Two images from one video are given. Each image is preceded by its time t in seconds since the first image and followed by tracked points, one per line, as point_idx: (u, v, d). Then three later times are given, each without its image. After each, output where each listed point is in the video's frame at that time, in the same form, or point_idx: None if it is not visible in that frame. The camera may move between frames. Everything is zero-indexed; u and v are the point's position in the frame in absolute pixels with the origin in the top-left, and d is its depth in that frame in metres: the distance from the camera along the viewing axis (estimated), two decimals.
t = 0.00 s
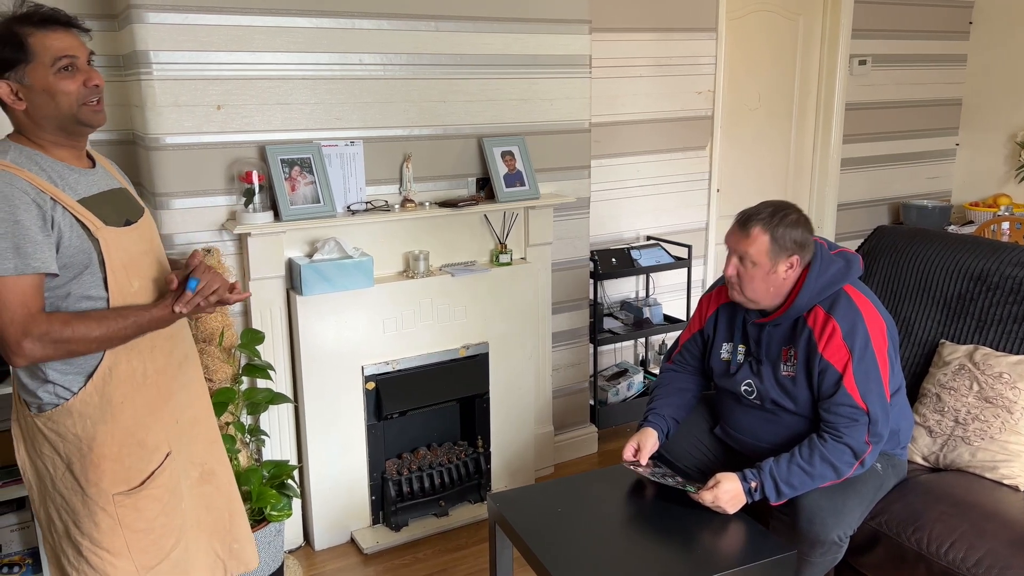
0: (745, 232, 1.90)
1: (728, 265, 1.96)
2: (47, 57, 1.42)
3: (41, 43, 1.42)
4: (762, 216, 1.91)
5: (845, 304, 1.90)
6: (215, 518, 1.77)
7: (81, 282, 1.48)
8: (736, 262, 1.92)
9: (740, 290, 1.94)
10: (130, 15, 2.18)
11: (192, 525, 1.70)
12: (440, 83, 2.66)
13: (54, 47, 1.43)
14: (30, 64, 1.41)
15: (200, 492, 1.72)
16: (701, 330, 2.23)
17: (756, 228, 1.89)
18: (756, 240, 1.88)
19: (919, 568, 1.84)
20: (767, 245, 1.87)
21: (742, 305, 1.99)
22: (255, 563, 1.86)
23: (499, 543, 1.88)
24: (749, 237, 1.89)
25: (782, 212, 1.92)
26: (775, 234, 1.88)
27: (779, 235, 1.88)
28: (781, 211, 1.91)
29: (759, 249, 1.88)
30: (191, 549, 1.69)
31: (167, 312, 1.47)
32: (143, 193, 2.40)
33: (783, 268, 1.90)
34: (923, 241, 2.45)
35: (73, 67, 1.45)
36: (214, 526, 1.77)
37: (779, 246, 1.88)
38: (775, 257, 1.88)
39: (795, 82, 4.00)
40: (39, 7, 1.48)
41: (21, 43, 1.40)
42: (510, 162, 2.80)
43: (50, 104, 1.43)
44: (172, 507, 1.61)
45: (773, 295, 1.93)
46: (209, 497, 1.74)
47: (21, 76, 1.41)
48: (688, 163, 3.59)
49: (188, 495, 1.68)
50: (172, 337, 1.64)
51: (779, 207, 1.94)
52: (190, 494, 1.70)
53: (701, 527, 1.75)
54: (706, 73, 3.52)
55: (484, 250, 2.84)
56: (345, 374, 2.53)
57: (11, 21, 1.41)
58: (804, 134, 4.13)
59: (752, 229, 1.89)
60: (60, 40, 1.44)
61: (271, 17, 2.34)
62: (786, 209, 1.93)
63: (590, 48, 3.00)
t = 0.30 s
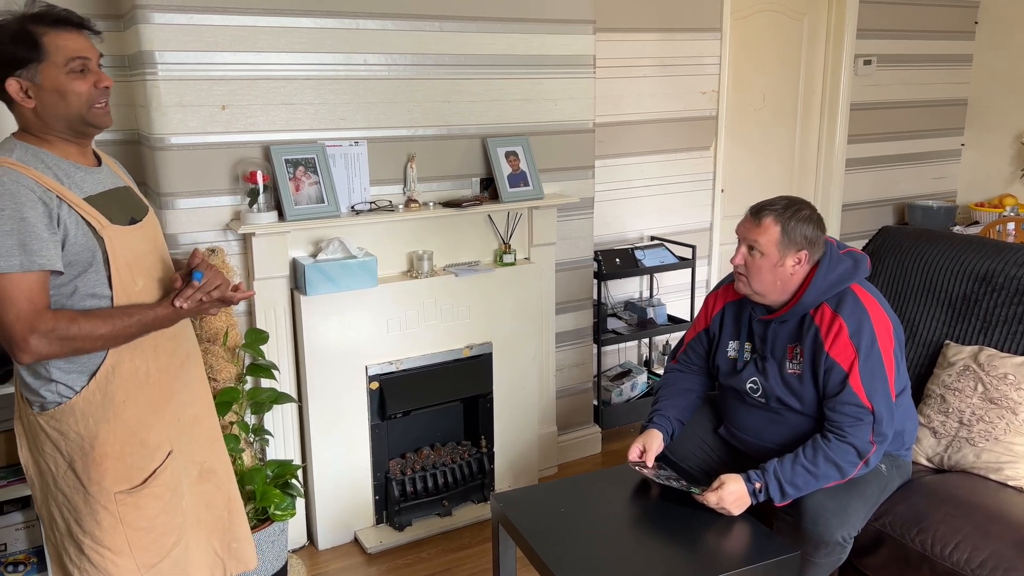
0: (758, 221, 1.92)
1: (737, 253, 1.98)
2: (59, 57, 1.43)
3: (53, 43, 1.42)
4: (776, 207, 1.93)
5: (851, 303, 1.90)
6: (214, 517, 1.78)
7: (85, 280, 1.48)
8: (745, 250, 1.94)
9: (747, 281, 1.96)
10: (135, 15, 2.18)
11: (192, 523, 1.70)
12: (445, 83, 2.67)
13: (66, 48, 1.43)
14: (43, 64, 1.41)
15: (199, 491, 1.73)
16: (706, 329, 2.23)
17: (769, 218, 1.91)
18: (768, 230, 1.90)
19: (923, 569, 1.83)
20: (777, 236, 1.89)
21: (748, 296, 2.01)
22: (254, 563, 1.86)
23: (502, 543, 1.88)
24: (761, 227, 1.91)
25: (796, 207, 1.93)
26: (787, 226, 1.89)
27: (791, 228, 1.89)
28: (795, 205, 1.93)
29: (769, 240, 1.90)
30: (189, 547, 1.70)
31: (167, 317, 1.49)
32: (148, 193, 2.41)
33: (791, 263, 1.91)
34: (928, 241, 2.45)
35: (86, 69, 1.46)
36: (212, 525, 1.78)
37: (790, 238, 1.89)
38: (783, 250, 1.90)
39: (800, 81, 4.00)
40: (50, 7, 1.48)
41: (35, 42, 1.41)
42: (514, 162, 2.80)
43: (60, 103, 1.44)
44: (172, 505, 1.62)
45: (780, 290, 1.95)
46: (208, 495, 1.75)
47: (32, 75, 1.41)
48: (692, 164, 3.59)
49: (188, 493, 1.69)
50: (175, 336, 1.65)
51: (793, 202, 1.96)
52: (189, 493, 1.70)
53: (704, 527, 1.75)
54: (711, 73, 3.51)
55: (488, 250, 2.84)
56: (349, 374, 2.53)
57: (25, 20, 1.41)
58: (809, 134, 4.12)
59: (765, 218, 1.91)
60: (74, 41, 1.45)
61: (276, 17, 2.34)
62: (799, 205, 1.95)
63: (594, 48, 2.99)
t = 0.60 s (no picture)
0: (762, 222, 1.92)
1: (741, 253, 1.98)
2: (77, 62, 1.44)
3: (70, 48, 1.43)
4: (780, 208, 1.93)
5: (854, 303, 1.90)
6: (215, 515, 1.79)
7: (91, 280, 1.49)
8: (749, 250, 1.94)
9: (751, 281, 1.96)
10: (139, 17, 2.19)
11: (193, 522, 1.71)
12: (448, 84, 2.67)
13: (84, 52, 1.45)
14: (61, 68, 1.43)
15: (201, 489, 1.74)
16: (709, 329, 2.23)
17: (773, 218, 1.91)
18: (772, 230, 1.90)
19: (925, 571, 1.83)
20: (782, 237, 1.89)
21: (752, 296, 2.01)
22: (252, 564, 1.86)
23: (504, 543, 1.88)
24: (765, 227, 1.91)
25: (800, 207, 1.93)
26: (791, 226, 1.89)
27: (795, 229, 1.89)
28: (798, 205, 1.93)
29: (773, 240, 1.90)
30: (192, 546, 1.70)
31: (166, 317, 1.48)
32: (152, 194, 2.42)
33: (795, 263, 1.91)
34: (931, 242, 2.44)
35: (101, 74, 1.47)
36: (213, 522, 1.79)
37: (794, 239, 1.89)
38: (787, 250, 1.90)
39: (803, 82, 3.99)
40: (60, 12, 1.49)
41: (55, 46, 1.42)
42: (517, 163, 2.80)
43: (78, 106, 1.45)
44: (178, 504, 1.63)
45: (783, 290, 1.95)
46: (210, 494, 1.76)
47: (50, 78, 1.42)
48: (695, 165, 3.59)
49: (190, 491, 1.70)
50: (182, 336, 1.65)
51: (796, 203, 1.96)
52: (191, 491, 1.71)
53: (706, 528, 1.75)
54: (714, 73, 3.51)
55: (490, 251, 2.84)
56: (352, 374, 2.54)
57: (41, 24, 1.42)
58: (813, 135, 4.12)
59: (769, 219, 1.91)
60: (90, 45, 1.46)
61: (280, 19, 2.35)
62: (803, 205, 1.95)
63: (597, 49, 3.00)
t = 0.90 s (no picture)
0: (762, 223, 1.92)
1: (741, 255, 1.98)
2: (84, 65, 1.44)
3: (78, 51, 1.44)
4: (780, 209, 1.93)
5: (856, 305, 1.90)
6: (218, 517, 1.79)
7: (95, 280, 1.50)
8: (750, 252, 1.94)
9: (752, 282, 1.96)
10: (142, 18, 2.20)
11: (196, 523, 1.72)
12: (450, 85, 2.67)
13: (91, 56, 1.45)
14: (68, 71, 1.43)
15: (204, 490, 1.74)
16: (710, 331, 2.23)
17: (773, 220, 1.91)
18: (772, 231, 1.90)
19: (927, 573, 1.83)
20: (783, 238, 1.89)
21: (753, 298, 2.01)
22: (252, 567, 1.85)
23: (506, 543, 1.88)
24: (766, 229, 1.91)
25: (800, 208, 1.93)
26: (791, 227, 1.89)
27: (796, 230, 1.89)
28: (799, 206, 1.93)
29: (774, 242, 1.90)
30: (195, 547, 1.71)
31: (132, 321, 1.37)
32: (155, 194, 2.42)
33: (796, 264, 1.91)
34: (934, 243, 2.44)
35: (108, 77, 1.47)
36: (216, 524, 1.79)
37: (794, 240, 1.89)
38: (788, 251, 1.90)
39: (806, 82, 3.99)
40: (71, 14, 1.50)
41: (62, 49, 1.42)
42: (519, 163, 2.80)
43: (83, 110, 1.45)
44: (183, 504, 1.63)
45: (784, 291, 1.95)
46: (212, 495, 1.76)
47: (56, 81, 1.43)
48: (697, 165, 3.58)
49: (193, 493, 1.71)
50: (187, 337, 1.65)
51: (797, 204, 1.96)
52: (194, 492, 1.72)
53: (707, 529, 1.75)
54: (716, 74, 3.51)
55: (492, 251, 2.84)
56: (354, 374, 2.54)
57: (50, 26, 1.43)
58: (815, 135, 4.11)
59: (770, 220, 1.91)
60: (98, 49, 1.46)
61: (283, 20, 2.36)
62: (803, 206, 1.95)
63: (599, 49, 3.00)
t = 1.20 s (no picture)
0: (761, 225, 1.92)
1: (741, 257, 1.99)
2: (85, 68, 1.45)
3: (80, 54, 1.44)
4: (780, 211, 1.93)
5: (854, 307, 1.90)
6: (220, 520, 1.80)
7: (94, 281, 1.50)
8: (749, 254, 1.95)
9: (750, 285, 1.96)
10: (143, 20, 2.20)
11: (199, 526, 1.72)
12: (450, 86, 2.68)
13: (92, 59, 1.46)
14: (69, 73, 1.44)
15: (207, 493, 1.75)
16: (709, 332, 2.23)
17: (772, 222, 1.91)
18: (772, 234, 1.90)
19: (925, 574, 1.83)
20: (782, 240, 1.89)
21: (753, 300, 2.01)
22: (254, 566, 1.87)
23: (505, 544, 1.88)
24: (765, 231, 1.91)
25: (800, 210, 1.93)
26: (790, 229, 1.89)
27: (794, 232, 1.89)
28: (798, 208, 1.93)
29: (773, 244, 1.90)
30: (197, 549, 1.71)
31: (98, 322, 1.26)
32: (155, 195, 2.43)
33: (795, 266, 1.91)
34: (933, 244, 2.44)
35: (109, 80, 1.48)
36: (218, 526, 1.80)
37: (793, 242, 1.89)
38: (787, 253, 1.90)
39: (806, 84, 3.99)
40: (74, 15, 1.50)
41: (62, 52, 1.43)
42: (519, 165, 2.81)
43: (82, 112, 1.46)
44: (183, 506, 1.64)
45: (783, 294, 1.95)
46: (214, 498, 1.77)
47: (57, 84, 1.43)
48: (697, 166, 3.59)
49: (196, 496, 1.71)
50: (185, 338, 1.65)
51: (796, 206, 1.96)
52: (198, 495, 1.72)
53: (705, 530, 1.75)
54: (716, 75, 3.51)
55: (492, 252, 2.85)
56: (354, 375, 2.54)
57: (52, 29, 1.44)
58: (816, 136, 4.11)
59: (769, 222, 1.91)
60: (100, 52, 1.47)
61: (283, 22, 2.36)
62: (802, 208, 1.95)
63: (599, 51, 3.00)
